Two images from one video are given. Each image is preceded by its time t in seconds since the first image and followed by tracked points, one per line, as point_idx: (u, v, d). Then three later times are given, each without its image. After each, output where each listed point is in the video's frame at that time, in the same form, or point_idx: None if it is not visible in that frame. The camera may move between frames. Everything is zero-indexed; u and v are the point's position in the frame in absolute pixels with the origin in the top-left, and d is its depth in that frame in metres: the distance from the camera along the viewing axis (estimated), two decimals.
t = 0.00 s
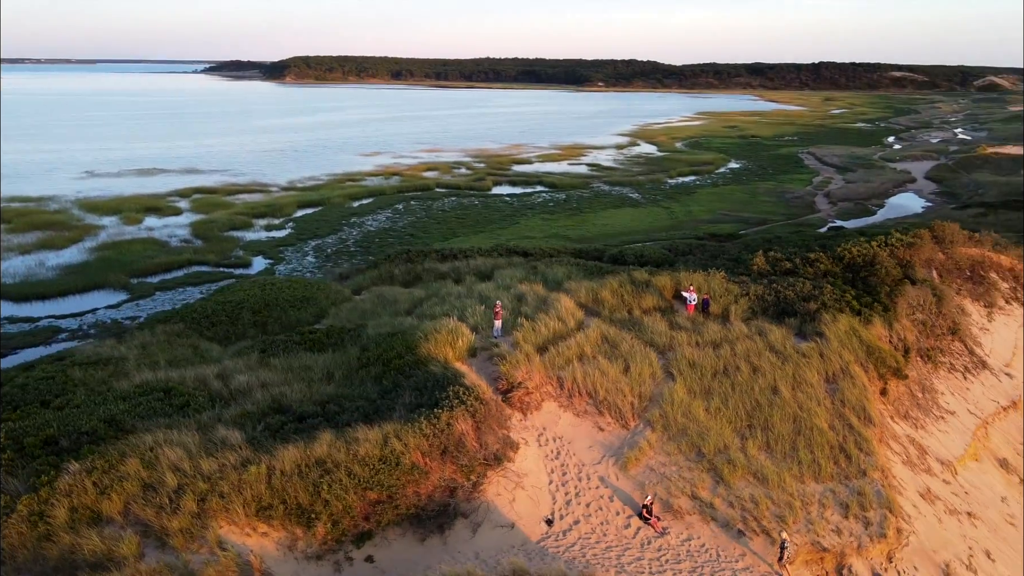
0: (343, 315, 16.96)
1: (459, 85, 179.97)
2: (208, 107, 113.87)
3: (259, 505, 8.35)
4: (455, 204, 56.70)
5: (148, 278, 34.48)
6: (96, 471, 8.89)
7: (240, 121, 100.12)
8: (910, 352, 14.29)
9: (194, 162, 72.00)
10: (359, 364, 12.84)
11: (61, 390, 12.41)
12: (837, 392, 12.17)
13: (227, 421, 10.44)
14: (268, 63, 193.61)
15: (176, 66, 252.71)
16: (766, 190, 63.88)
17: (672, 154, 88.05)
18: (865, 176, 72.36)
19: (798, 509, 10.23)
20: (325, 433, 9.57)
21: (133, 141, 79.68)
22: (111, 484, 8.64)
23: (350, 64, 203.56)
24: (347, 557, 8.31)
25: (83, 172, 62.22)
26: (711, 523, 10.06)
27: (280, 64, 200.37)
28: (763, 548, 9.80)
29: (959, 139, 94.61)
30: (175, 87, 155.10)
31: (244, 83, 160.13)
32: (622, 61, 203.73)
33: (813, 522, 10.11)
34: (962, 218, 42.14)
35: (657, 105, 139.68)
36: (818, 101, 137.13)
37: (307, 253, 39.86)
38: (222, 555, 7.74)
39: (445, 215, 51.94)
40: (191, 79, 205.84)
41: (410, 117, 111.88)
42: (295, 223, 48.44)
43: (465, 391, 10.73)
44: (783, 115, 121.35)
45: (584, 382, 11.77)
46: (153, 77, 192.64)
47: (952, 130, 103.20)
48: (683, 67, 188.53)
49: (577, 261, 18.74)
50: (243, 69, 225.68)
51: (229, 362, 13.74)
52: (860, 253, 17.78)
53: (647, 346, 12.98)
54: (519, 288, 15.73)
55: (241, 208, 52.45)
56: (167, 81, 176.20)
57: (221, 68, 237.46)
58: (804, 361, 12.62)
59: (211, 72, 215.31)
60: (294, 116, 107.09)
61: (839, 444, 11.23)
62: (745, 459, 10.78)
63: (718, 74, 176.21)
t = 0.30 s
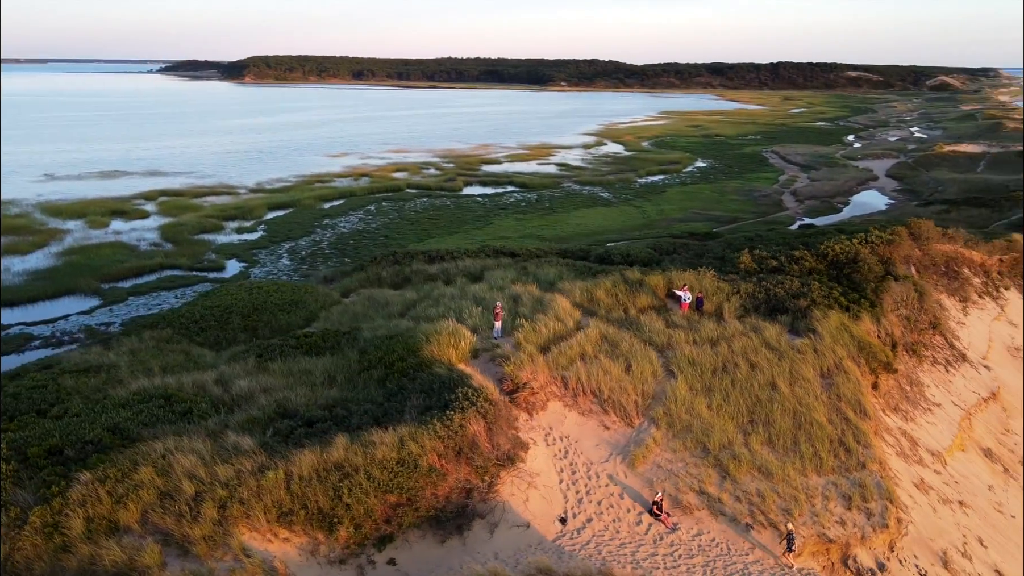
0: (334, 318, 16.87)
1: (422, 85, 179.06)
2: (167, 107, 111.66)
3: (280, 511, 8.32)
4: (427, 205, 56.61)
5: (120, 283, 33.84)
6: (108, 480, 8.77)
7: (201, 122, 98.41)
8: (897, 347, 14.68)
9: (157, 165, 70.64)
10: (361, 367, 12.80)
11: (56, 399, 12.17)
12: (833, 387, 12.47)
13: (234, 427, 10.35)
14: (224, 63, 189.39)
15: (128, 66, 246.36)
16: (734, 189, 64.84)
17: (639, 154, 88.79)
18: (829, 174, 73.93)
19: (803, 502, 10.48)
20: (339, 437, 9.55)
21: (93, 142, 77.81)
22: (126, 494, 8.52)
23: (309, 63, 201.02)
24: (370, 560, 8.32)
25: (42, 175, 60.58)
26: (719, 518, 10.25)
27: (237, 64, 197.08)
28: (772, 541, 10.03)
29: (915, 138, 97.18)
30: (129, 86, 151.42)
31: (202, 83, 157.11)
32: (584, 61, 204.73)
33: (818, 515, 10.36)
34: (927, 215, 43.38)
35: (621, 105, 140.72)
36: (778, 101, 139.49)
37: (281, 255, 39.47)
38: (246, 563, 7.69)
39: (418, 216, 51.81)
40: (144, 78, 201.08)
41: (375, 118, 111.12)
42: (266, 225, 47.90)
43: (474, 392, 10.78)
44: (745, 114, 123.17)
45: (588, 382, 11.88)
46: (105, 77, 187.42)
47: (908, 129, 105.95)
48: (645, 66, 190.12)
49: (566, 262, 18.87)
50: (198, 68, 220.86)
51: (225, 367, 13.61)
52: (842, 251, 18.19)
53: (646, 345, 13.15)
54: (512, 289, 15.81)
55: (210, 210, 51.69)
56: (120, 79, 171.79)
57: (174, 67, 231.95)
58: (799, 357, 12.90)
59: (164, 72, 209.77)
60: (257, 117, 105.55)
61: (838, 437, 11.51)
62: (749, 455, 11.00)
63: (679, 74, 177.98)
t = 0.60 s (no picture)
0: (326, 322, 16.79)
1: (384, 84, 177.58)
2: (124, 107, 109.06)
3: (302, 516, 8.30)
4: (399, 206, 56.43)
5: (90, 288, 33.16)
6: (122, 489, 8.66)
7: (161, 123, 96.48)
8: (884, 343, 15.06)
9: (119, 167, 69.17)
10: (362, 370, 12.78)
11: (52, 408, 11.93)
12: (827, 383, 12.77)
13: (244, 432, 10.28)
14: (179, 62, 185.14)
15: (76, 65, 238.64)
16: (702, 187, 65.71)
17: (606, 153, 89.36)
18: (794, 172, 75.29)
19: (807, 495, 10.75)
20: (353, 440, 9.54)
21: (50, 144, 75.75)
22: (142, 503, 8.43)
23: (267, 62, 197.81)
24: (393, 562, 8.35)
25: None
26: (727, 513, 10.44)
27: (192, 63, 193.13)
28: (778, 533, 10.27)
29: (873, 137, 99.38)
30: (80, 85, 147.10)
31: (157, 83, 153.56)
32: (546, 61, 205.17)
33: (821, 507, 10.62)
34: (892, 212, 44.56)
35: (585, 104, 141.42)
36: (740, 100, 141.51)
37: (255, 259, 39.03)
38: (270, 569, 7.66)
39: (391, 217, 51.63)
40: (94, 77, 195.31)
41: (339, 118, 110.10)
42: (237, 228, 47.27)
43: (483, 393, 10.85)
44: (708, 113, 124.68)
45: (591, 381, 12.01)
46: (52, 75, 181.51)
47: (866, 128, 108.30)
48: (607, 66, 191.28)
49: (555, 262, 19.01)
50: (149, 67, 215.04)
51: (223, 372, 13.47)
52: (825, 248, 18.60)
53: (645, 343, 13.32)
54: (507, 290, 15.89)
55: (178, 213, 50.83)
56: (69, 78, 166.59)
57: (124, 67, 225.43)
58: (794, 353, 13.19)
59: (116, 72, 204.19)
60: (218, 117, 103.78)
61: (836, 431, 11.82)
62: (753, 450, 11.22)
63: (641, 73, 179.40)
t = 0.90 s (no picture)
0: (318, 325, 16.70)
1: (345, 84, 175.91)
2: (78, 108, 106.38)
3: (325, 520, 8.30)
4: (370, 207, 56.15)
5: (59, 294, 32.45)
6: (139, 498, 8.56)
7: (119, 124, 94.41)
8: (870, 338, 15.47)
9: (79, 169, 67.57)
10: (364, 373, 12.76)
11: (49, 418, 11.70)
12: (822, 378, 13.09)
13: (254, 438, 10.22)
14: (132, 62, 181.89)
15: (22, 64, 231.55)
16: (671, 186, 66.49)
17: (573, 152, 89.84)
18: (759, 170, 76.57)
19: (810, 488, 11.02)
20: (369, 443, 9.55)
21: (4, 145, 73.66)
22: (162, 512, 8.35)
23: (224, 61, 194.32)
24: (417, 565, 8.38)
25: None
26: (734, 507, 10.67)
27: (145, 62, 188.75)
28: (784, 526, 10.52)
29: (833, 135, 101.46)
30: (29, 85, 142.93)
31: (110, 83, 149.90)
32: (508, 61, 205.32)
33: (824, 500, 10.90)
34: (857, 209, 45.65)
35: (549, 104, 141.95)
36: (701, 100, 143.27)
37: (228, 261, 38.56)
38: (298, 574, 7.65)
39: (363, 218, 51.37)
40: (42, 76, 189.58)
41: (302, 119, 108.92)
42: (207, 231, 46.58)
43: (492, 394, 10.92)
44: (671, 113, 125.92)
45: (595, 380, 12.15)
46: None
47: (826, 127, 110.42)
48: (569, 66, 192.09)
49: (544, 262, 19.15)
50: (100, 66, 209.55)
51: (220, 378, 13.34)
52: (807, 246, 19.02)
53: (643, 341, 13.51)
54: (501, 291, 15.96)
55: (145, 216, 49.92)
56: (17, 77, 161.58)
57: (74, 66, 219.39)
58: (788, 349, 13.49)
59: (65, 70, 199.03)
60: (178, 118, 101.92)
61: (834, 425, 12.13)
62: (755, 445, 11.47)
63: (603, 73, 180.39)
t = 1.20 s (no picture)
0: (310, 328, 16.60)
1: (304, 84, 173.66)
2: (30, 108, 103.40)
3: (349, 523, 8.32)
4: (341, 208, 55.76)
5: (27, 301, 31.68)
6: (158, 506, 8.48)
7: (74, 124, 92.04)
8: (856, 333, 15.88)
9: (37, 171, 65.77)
10: (367, 375, 12.76)
11: (47, 427, 11.49)
12: (815, 372, 13.42)
13: (265, 443, 10.17)
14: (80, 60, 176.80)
15: None
16: (640, 185, 67.11)
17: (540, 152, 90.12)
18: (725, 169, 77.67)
19: (811, 480, 11.32)
20: (385, 445, 9.59)
21: None
22: (183, 519, 8.29)
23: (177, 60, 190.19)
24: (441, 565, 8.44)
25: None
26: (740, 500, 10.92)
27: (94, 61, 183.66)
28: (788, 518, 10.77)
29: (793, 134, 103.31)
30: None
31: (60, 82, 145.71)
32: (469, 60, 204.92)
33: (826, 492, 11.20)
34: (824, 206, 46.66)
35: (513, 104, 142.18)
36: (663, 99, 144.58)
37: (200, 265, 38.02)
38: None
39: (335, 220, 51.00)
40: None
41: (265, 119, 107.43)
42: (176, 234, 45.80)
43: (500, 395, 11.01)
44: (634, 112, 126.77)
45: (598, 378, 12.31)
46: None
47: (786, 126, 112.34)
48: (530, 66, 192.43)
49: (532, 262, 19.28)
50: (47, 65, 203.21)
51: (219, 383, 13.21)
52: (790, 243, 19.43)
53: (641, 340, 13.70)
54: (496, 291, 16.05)
55: (110, 220, 48.88)
56: None
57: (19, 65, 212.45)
58: (782, 345, 13.81)
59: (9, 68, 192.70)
60: (136, 118, 99.74)
61: (830, 419, 12.46)
62: (756, 440, 11.73)
63: (564, 73, 180.80)
